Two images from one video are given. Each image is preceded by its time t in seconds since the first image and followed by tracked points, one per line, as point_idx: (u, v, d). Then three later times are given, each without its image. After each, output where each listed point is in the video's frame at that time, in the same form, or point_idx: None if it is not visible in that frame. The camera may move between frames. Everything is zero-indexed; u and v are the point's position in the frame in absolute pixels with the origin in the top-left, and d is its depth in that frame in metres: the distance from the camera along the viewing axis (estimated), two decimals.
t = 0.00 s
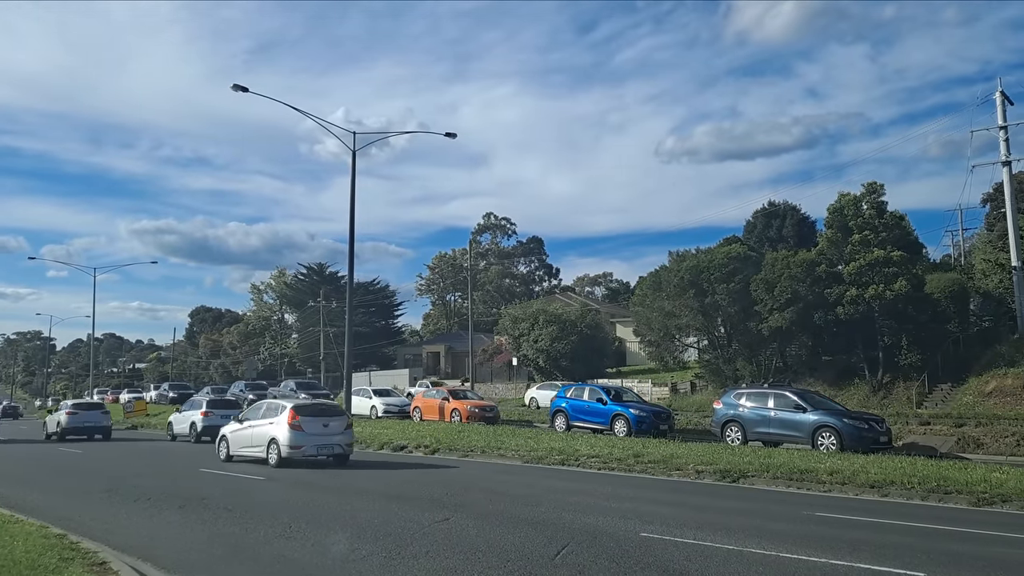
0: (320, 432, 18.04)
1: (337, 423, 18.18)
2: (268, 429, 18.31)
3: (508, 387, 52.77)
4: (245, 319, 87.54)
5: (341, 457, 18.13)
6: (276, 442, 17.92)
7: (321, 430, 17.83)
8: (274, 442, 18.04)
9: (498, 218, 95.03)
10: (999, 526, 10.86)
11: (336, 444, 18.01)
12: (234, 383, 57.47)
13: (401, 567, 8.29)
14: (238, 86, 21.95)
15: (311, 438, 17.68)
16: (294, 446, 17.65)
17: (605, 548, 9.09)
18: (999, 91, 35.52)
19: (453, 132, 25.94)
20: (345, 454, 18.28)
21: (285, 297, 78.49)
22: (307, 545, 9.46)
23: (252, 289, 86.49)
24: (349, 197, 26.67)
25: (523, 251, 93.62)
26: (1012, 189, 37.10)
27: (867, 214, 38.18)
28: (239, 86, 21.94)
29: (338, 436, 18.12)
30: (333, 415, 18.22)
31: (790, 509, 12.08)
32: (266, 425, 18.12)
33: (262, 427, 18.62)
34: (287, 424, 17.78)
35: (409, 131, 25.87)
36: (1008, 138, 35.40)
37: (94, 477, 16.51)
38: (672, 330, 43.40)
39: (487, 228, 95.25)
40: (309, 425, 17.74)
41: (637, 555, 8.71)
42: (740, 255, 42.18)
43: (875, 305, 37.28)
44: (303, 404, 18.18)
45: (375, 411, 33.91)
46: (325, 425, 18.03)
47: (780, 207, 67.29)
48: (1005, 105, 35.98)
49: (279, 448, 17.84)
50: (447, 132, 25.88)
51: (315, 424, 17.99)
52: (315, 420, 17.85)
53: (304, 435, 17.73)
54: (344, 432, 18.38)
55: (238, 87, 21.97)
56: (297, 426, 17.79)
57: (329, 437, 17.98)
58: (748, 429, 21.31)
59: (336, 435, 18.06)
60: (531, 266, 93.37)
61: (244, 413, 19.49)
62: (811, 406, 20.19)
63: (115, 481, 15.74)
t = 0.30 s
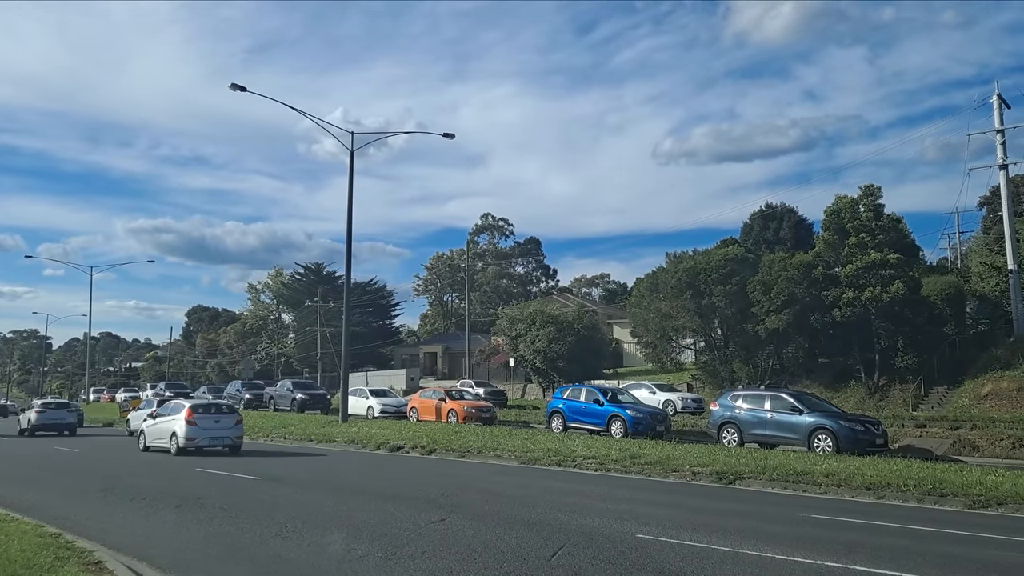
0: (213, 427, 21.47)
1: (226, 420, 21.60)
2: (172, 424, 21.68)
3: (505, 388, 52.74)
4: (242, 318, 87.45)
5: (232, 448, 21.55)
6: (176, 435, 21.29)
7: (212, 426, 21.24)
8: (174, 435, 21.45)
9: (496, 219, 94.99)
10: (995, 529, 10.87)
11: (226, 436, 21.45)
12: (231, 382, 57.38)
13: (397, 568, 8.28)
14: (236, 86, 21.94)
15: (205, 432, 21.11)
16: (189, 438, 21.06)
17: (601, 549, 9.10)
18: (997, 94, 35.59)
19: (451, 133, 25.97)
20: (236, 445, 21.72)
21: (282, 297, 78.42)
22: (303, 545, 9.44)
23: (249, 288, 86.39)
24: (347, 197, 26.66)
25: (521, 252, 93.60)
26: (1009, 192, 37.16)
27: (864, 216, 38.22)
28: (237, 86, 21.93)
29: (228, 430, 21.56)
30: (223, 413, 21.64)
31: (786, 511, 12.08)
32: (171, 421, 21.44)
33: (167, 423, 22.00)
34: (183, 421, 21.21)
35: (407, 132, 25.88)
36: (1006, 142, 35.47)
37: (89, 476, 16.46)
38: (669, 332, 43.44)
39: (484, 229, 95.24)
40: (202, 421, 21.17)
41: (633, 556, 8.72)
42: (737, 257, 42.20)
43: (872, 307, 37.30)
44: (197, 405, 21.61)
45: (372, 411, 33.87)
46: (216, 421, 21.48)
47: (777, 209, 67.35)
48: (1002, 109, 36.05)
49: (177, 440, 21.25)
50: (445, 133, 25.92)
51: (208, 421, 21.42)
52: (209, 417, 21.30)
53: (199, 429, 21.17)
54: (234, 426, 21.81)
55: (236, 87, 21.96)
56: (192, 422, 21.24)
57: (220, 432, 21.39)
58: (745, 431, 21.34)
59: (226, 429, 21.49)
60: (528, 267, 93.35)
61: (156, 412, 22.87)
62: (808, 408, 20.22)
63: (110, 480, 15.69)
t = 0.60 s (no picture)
0: (142, 423, 24.67)
1: (155, 417, 24.85)
2: (108, 420, 25.01)
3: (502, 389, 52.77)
4: (239, 318, 87.34)
5: (160, 441, 24.82)
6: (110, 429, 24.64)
7: (142, 422, 24.52)
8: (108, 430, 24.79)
9: (493, 219, 95.01)
10: (993, 530, 10.87)
11: (155, 431, 24.76)
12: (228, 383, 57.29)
13: (393, 568, 8.27)
14: (233, 85, 21.90)
15: (133, 427, 24.37)
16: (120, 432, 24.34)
17: (598, 550, 9.12)
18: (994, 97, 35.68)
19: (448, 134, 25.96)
20: (164, 438, 25.06)
21: (279, 297, 78.35)
22: (300, 545, 9.42)
23: (247, 288, 86.30)
24: (345, 198, 26.65)
25: (518, 252, 93.64)
26: (1006, 194, 37.28)
27: (861, 218, 38.30)
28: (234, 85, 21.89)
29: (156, 426, 24.78)
30: (152, 411, 24.88)
31: (782, 512, 12.11)
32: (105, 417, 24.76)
33: (104, 419, 25.31)
34: (117, 418, 24.49)
35: (405, 132, 25.90)
36: (1002, 145, 35.56)
37: (86, 476, 16.44)
38: (666, 333, 43.49)
39: (482, 230, 95.25)
40: (132, 418, 24.43)
41: (629, 557, 8.74)
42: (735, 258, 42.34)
43: (868, 309, 37.40)
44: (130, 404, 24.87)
45: (368, 412, 33.86)
46: (145, 418, 24.70)
47: (774, 211, 67.46)
48: (999, 111, 36.14)
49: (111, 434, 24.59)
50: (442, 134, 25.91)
51: (138, 417, 24.75)
52: (139, 414, 24.56)
53: (130, 424, 24.46)
54: (162, 422, 25.05)
55: (234, 87, 21.93)
56: (124, 418, 24.50)
57: (149, 428, 24.64)
58: (742, 433, 21.35)
59: (154, 425, 24.74)
60: (526, 267, 93.38)
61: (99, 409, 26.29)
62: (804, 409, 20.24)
63: (106, 480, 15.68)
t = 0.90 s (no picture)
0: (96, 420, 27.93)
1: (107, 414, 28.11)
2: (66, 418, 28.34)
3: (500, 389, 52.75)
4: (237, 318, 87.26)
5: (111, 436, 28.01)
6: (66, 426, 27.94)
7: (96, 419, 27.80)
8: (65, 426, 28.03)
9: (492, 219, 95.03)
10: (992, 529, 10.84)
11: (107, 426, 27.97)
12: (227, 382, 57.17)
13: (392, 568, 8.22)
14: (231, 84, 21.88)
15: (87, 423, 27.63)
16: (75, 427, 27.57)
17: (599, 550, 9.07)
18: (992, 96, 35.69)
19: (447, 133, 25.88)
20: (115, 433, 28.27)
21: (277, 296, 78.29)
22: (298, 545, 9.36)
23: (245, 288, 86.23)
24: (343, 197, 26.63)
25: (516, 252, 93.68)
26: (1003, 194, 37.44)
27: (860, 218, 38.50)
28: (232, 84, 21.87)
29: (108, 422, 28.05)
30: (104, 410, 28.17)
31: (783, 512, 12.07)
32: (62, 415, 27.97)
33: (63, 418, 28.60)
34: (73, 415, 27.79)
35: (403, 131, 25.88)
36: (1001, 144, 35.61)
37: (83, 475, 16.37)
38: (665, 332, 43.53)
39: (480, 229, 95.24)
40: (86, 414, 27.74)
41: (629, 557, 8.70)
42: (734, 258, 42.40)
43: (867, 309, 37.58)
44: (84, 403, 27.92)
45: (367, 411, 33.84)
46: (98, 415, 27.97)
47: (772, 211, 67.53)
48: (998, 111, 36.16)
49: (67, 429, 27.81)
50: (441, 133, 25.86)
51: (92, 415, 28.01)
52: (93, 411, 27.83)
53: (85, 420, 27.72)
54: (113, 420, 28.30)
55: (232, 86, 21.92)
56: (79, 415, 27.77)
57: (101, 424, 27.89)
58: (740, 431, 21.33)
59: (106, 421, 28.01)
60: (524, 267, 93.35)
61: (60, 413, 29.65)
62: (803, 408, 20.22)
63: (103, 479, 15.61)
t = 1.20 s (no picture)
0: (62, 417, 29.81)
1: (71, 413, 29.92)
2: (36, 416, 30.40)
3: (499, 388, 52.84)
4: (236, 317, 87.19)
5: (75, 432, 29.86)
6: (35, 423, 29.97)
7: (60, 416, 29.69)
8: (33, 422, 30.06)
9: (490, 218, 95.03)
10: (988, 529, 10.90)
11: (71, 423, 29.80)
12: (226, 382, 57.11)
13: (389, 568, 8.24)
14: (231, 83, 21.86)
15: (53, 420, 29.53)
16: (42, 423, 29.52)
17: (595, 549, 9.11)
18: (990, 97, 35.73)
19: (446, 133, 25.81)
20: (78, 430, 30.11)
21: (277, 296, 78.29)
22: (296, 545, 9.38)
23: (244, 287, 86.16)
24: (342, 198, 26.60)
25: (515, 251, 93.70)
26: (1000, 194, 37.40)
27: (857, 218, 38.35)
28: (232, 83, 21.84)
29: (72, 419, 29.89)
30: (70, 408, 30.02)
31: (780, 511, 12.11)
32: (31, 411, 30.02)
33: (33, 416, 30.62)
34: (40, 412, 29.76)
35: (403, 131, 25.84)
36: (998, 144, 35.65)
37: (82, 475, 16.40)
38: (663, 332, 43.63)
39: (479, 229, 95.21)
40: (53, 412, 29.65)
41: (623, 556, 8.74)
42: (732, 258, 42.44)
43: (864, 309, 37.34)
44: (52, 401, 29.98)
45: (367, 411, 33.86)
46: (64, 413, 29.85)
47: (770, 210, 67.63)
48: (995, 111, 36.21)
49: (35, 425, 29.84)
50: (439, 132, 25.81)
51: (59, 412, 29.91)
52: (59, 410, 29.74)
53: (52, 417, 29.66)
54: (77, 417, 30.10)
55: (231, 85, 21.89)
56: (46, 413, 29.72)
57: (66, 421, 29.76)
58: (738, 431, 21.38)
59: (71, 419, 29.84)
60: (523, 266, 93.34)
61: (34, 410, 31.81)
62: (800, 408, 20.28)
63: (102, 479, 15.64)
